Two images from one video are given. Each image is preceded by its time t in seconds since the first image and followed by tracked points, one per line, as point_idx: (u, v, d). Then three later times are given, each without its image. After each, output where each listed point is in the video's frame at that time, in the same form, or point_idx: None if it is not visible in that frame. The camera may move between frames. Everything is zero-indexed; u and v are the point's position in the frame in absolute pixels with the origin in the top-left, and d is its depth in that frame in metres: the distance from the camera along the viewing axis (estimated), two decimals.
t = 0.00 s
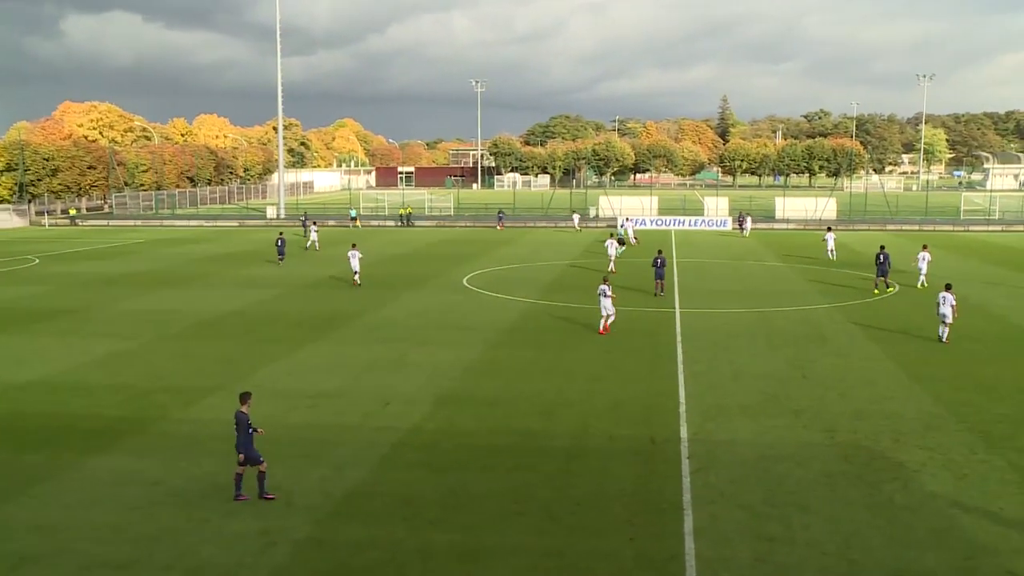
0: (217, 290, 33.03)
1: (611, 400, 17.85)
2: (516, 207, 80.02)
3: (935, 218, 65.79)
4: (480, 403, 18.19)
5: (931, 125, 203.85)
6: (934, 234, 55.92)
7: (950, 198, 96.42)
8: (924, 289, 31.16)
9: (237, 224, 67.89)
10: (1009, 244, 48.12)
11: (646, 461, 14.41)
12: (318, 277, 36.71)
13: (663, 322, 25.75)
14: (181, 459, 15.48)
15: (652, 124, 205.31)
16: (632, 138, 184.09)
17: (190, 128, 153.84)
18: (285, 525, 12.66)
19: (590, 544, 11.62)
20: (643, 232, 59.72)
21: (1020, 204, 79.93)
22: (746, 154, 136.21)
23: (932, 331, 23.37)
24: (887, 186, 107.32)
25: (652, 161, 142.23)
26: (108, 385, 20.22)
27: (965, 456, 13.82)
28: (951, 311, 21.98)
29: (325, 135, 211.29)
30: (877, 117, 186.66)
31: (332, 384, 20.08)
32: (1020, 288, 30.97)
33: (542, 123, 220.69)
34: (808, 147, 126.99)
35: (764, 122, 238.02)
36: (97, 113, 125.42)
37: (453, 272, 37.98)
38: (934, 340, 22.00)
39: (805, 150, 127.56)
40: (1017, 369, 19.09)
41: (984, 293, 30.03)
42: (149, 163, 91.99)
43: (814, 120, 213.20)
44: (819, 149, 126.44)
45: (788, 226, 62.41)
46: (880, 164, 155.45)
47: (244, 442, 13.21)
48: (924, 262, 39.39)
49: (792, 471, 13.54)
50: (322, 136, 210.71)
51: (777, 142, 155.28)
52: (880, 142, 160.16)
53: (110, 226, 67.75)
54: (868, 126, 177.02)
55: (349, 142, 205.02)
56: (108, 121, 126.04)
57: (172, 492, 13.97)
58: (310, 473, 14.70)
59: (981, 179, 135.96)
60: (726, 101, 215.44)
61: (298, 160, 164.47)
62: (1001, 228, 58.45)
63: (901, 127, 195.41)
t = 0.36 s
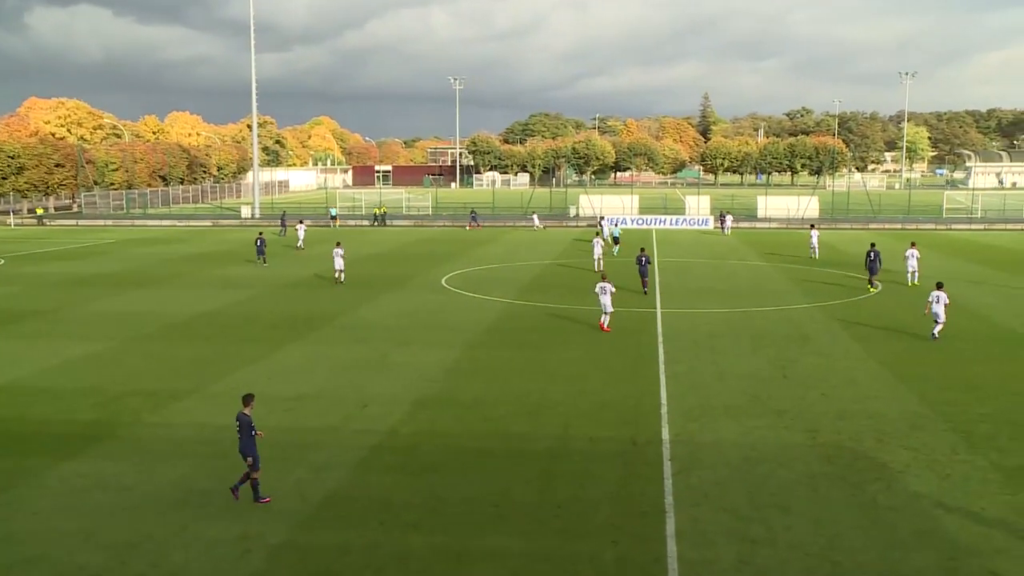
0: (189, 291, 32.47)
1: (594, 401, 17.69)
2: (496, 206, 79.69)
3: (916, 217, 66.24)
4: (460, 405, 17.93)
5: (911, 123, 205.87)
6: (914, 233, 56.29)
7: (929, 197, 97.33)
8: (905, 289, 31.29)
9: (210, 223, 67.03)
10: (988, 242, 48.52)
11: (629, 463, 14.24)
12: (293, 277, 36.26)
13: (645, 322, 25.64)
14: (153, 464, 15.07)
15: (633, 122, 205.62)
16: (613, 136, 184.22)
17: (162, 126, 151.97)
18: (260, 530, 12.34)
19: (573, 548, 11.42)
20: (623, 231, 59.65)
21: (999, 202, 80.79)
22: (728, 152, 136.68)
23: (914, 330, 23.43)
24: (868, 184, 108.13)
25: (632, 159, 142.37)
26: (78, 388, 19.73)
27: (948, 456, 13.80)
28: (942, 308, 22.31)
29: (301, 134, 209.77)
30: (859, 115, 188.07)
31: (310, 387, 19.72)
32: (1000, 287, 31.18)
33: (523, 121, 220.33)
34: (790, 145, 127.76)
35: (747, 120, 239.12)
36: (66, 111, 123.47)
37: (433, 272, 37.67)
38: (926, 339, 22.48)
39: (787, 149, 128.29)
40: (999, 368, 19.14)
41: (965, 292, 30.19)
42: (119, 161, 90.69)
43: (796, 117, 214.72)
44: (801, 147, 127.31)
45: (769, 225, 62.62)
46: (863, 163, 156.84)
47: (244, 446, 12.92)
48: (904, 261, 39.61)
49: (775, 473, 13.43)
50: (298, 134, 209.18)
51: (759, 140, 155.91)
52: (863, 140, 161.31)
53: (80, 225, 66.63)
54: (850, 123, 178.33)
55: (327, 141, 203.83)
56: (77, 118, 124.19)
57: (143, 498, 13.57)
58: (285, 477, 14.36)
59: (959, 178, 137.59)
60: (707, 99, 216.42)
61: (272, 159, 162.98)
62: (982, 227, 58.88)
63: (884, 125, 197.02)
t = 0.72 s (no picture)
0: (162, 292, 31.91)
1: (576, 403, 17.52)
2: (476, 206, 79.34)
3: (898, 215, 66.74)
4: (441, 407, 17.68)
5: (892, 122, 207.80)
6: (896, 232, 56.65)
7: (912, 195, 98.09)
8: (887, 288, 31.39)
9: (183, 223, 66.13)
10: (969, 241, 48.91)
11: (611, 465, 14.07)
12: (269, 277, 35.78)
13: (626, 322, 25.52)
14: (125, 469, 14.68)
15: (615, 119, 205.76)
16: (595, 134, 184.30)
17: (135, 124, 150.06)
18: (234, 536, 12.02)
19: (554, 551, 11.22)
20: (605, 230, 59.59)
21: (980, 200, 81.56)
22: (711, 150, 137.00)
23: (897, 330, 23.46)
24: (850, 182, 108.84)
25: (614, 157, 142.46)
26: (47, 392, 19.22)
27: (932, 456, 13.76)
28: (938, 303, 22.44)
29: (278, 132, 208.07)
30: (842, 112, 189.31)
31: (286, 389, 19.37)
32: (981, 286, 31.37)
33: (504, 119, 219.83)
34: (773, 143, 128.35)
35: (730, 117, 240.13)
36: (35, 108, 121.51)
37: (413, 272, 37.33)
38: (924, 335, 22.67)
39: (770, 146, 128.89)
40: (981, 368, 19.19)
41: (946, 291, 30.33)
42: (89, 159, 89.38)
43: (779, 115, 216.07)
44: (785, 144, 128.00)
45: (752, 224, 62.82)
46: (846, 161, 158.14)
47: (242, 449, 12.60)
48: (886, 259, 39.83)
49: (760, 474, 13.32)
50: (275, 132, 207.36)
51: (741, 138, 156.50)
52: (847, 138, 162.55)
53: (50, 225, 65.46)
54: (833, 120, 179.51)
55: (304, 139, 202.45)
56: (46, 116, 122.27)
57: (114, 504, 13.19)
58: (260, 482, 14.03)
59: (942, 176, 139.14)
60: (690, 96, 217.21)
61: (248, 157, 161.43)
62: (965, 225, 59.35)
63: (868, 123, 198.43)
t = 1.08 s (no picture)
0: (138, 293, 31.40)
1: (561, 404, 17.35)
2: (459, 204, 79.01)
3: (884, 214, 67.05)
4: (425, 409, 17.44)
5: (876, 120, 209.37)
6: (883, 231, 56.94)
7: (899, 193, 98.59)
8: (873, 287, 31.45)
9: (159, 222, 65.26)
10: (954, 240, 49.20)
11: (597, 467, 13.91)
12: (248, 278, 35.31)
13: (611, 323, 25.38)
14: (100, 474, 14.32)
15: (600, 117, 205.89)
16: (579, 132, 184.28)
17: (111, 122, 148.23)
18: (213, 541, 11.72)
19: (539, 556, 11.02)
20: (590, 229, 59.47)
21: (967, 199, 82.10)
22: (697, 148, 137.23)
23: (885, 330, 23.47)
24: (837, 180, 109.49)
25: (598, 155, 142.53)
26: (20, 395, 18.78)
27: (922, 457, 13.70)
28: (939, 302, 22.45)
29: (259, 129, 206.38)
30: (829, 109, 190.31)
31: (267, 391, 19.05)
32: (967, 285, 31.49)
33: (488, 116, 219.36)
34: (759, 141, 128.79)
35: (715, 115, 241.08)
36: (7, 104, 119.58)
37: (396, 272, 37.01)
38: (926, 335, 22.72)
39: (756, 144, 129.34)
40: (969, 368, 19.22)
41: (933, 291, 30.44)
42: (62, 157, 88.16)
43: (766, 113, 216.78)
44: (772, 142, 128.35)
45: (738, 223, 62.91)
46: (833, 159, 159.14)
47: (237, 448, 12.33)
48: (873, 259, 39.98)
49: (748, 476, 13.20)
50: (255, 129, 205.62)
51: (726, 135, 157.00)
52: (834, 136, 163.54)
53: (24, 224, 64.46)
54: (820, 118, 180.46)
55: (284, 137, 201.07)
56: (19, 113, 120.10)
57: (89, 509, 12.86)
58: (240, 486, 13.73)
59: (929, 174, 140.18)
60: (676, 93, 217.49)
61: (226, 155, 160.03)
62: (955, 224, 59.72)
63: (855, 120, 199.68)
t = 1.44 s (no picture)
0: (121, 293, 31.02)
1: (552, 405, 17.21)
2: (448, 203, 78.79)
3: (876, 213, 67.22)
4: (413, 410, 17.26)
5: (866, 119, 210.53)
6: (874, 230, 57.16)
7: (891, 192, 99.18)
8: (864, 287, 31.46)
9: (143, 220, 64.62)
10: (945, 239, 49.38)
11: (588, 469, 13.78)
12: (232, 278, 34.97)
13: (601, 323, 25.24)
14: (81, 478, 14.06)
15: (590, 114, 206.02)
16: (569, 130, 184.33)
17: (94, 119, 146.80)
18: (197, 545, 11.50)
19: (530, 558, 10.87)
20: (579, 228, 59.33)
21: (959, 198, 82.55)
22: (688, 147, 137.42)
23: (876, 330, 23.46)
24: (828, 178, 109.93)
25: (588, 153, 142.56)
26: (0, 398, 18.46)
27: (915, 457, 13.66)
28: (946, 304, 22.47)
29: (245, 127, 205.14)
30: (821, 107, 191.15)
31: (253, 392, 18.80)
32: (958, 285, 31.56)
33: (477, 114, 219.12)
34: (750, 139, 129.17)
35: (707, 113, 241.64)
36: None
37: (384, 272, 36.77)
38: (931, 335, 22.67)
39: (748, 142, 129.67)
40: (961, 368, 19.23)
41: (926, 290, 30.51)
42: (44, 155, 87.17)
43: (757, 110, 217.37)
44: (763, 141, 128.73)
45: (730, 222, 62.98)
46: (824, 157, 159.99)
47: (225, 452, 12.07)
48: (864, 258, 40.07)
49: (740, 477, 13.11)
50: (241, 128, 204.34)
51: (716, 134, 157.37)
52: (826, 134, 164.37)
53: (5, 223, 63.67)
54: (812, 117, 181.17)
55: (270, 135, 200.14)
56: None
57: (70, 514, 12.61)
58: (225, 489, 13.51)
59: (921, 173, 141.22)
60: (666, 91, 217.75)
61: (211, 154, 158.92)
62: (948, 224, 59.95)
63: (845, 119, 200.69)
